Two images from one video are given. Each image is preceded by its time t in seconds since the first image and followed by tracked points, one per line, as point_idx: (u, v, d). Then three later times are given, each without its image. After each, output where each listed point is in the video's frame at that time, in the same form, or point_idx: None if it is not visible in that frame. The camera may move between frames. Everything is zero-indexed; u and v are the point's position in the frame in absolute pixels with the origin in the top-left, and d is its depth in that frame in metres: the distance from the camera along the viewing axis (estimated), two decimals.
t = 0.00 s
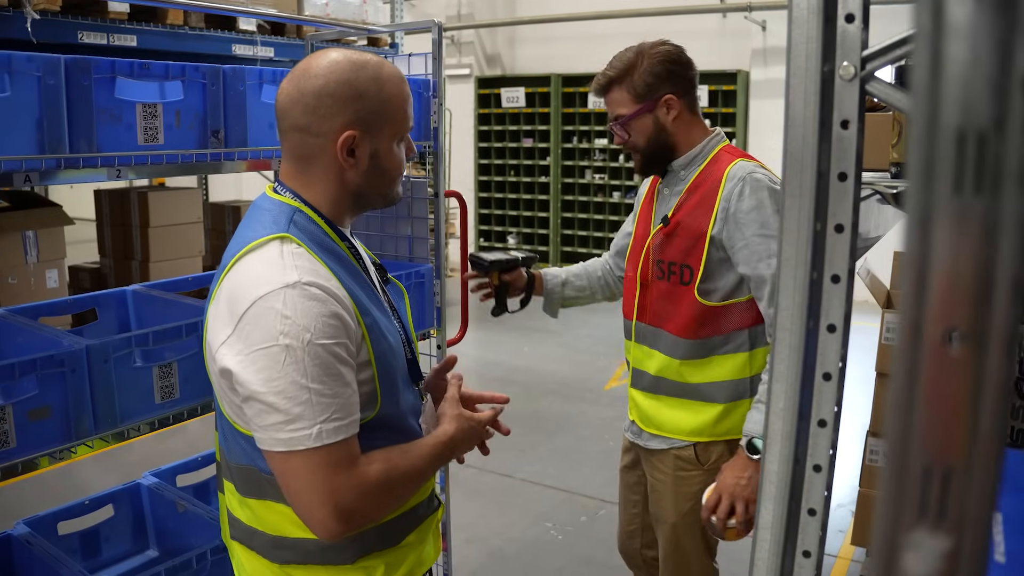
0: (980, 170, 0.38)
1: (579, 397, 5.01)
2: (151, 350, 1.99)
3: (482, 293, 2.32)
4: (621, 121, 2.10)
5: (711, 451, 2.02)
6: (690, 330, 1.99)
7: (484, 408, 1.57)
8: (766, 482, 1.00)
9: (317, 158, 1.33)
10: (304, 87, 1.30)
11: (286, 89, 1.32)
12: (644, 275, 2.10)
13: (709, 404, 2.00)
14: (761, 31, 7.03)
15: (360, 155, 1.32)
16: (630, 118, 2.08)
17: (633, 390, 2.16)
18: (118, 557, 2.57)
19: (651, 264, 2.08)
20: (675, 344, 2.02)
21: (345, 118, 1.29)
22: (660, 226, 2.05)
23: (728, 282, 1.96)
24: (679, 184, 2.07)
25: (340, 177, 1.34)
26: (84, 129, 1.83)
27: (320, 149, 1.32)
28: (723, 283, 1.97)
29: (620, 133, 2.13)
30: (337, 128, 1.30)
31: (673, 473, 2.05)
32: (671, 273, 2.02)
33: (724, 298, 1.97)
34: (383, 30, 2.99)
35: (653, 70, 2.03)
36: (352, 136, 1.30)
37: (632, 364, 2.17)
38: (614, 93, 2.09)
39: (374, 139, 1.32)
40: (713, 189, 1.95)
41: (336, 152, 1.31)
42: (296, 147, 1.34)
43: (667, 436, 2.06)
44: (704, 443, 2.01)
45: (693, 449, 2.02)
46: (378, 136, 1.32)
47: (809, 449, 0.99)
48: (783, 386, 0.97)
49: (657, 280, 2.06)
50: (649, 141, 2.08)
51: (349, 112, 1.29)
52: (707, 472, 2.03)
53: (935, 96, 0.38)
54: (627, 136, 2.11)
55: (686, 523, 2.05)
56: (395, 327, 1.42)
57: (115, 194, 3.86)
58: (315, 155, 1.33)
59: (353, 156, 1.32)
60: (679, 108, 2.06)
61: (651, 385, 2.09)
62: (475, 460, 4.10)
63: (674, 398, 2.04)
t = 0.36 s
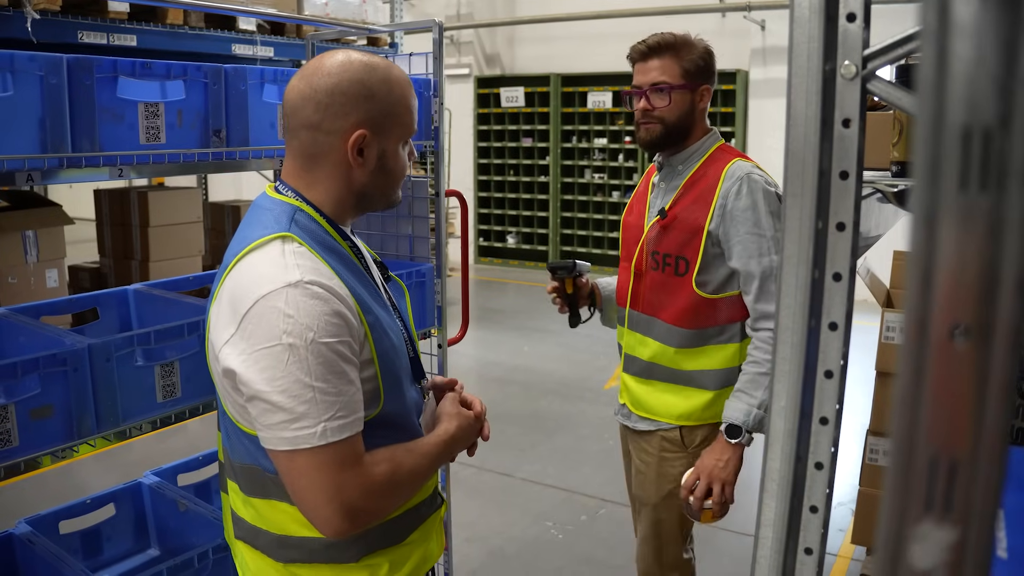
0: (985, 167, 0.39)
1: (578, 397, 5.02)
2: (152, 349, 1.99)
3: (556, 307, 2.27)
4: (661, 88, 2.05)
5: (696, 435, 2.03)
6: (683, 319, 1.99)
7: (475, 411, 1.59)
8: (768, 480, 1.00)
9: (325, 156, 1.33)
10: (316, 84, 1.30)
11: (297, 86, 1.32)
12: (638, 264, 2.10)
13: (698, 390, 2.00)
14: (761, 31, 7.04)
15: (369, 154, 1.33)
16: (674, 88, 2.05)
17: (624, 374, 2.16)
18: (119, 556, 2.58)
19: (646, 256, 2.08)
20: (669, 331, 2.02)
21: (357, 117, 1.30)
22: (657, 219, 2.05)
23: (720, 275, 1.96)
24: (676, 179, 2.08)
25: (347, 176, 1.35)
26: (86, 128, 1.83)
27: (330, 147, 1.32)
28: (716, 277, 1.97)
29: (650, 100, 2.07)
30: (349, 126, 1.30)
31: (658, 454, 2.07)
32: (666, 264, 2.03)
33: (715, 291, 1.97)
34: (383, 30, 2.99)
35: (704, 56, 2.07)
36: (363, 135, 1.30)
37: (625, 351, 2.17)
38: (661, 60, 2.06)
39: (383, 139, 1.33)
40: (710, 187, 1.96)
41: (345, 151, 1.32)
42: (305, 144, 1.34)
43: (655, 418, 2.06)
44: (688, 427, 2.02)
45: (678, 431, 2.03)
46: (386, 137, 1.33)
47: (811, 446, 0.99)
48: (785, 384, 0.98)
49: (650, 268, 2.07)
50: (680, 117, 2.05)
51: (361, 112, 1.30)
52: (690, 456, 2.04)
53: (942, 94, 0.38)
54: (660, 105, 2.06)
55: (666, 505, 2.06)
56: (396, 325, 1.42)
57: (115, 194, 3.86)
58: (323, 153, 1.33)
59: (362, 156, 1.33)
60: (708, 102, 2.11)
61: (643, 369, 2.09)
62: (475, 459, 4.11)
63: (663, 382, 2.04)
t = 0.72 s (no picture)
0: (988, 168, 0.39)
1: (578, 397, 5.02)
2: (154, 349, 1.99)
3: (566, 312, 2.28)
4: (663, 91, 2.07)
5: (697, 428, 2.02)
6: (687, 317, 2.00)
7: (478, 409, 1.59)
8: (770, 478, 1.01)
9: (325, 155, 1.33)
10: (314, 84, 1.31)
11: (295, 86, 1.33)
12: (641, 266, 2.10)
13: (703, 384, 2.01)
14: (760, 31, 7.04)
15: (368, 153, 1.33)
16: (676, 92, 2.07)
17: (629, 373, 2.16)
18: (120, 555, 2.58)
19: (649, 257, 2.08)
20: (671, 332, 2.03)
21: (356, 116, 1.30)
22: (659, 222, 2.06)
23: (723, 276, 1.98)
24: (677, 181, 2.08)
25: (347, 174, 1.35)
26: (88, 129, 1.83)
27: (329, 146, 1.33)
28: (719, 277, 1.98)
29: (652, 104, 2.08)
30: (347, 125, 1.31)
31: (658, 445, 2.06)
32: (670, 266, 2.03)
33: (717, 291, 1.99)
34: (384, 30, 2.99)
35: (708, 63, 2.10)
36: (361, 134, 1.31)
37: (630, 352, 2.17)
38: (664, 64, 2.08)
39: (382, 138, 1.34)
40: (711, 190, 1.98)
41: (344, 150, 1.32)
42: (305, 144, 1.34)
43: (657, 412, 2.06)
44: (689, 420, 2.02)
45: (679, 423, 2.03)
46: (385, 135, 1.34)
47: (811, 445, 0.99)
48: (786, 383, 0.98)
49: (655, 271, 2.07)
50: (682, 120, 2.06)
51: (358, 110, 1.30)
52: (691, 449, 2.03)
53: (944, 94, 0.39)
54: (662, 108, 2.07)
55: (663, 497, 2.04)
56: (400, 322, 1.42)
57: (115, 194, 3.87)
58: (323, 152, 1.33)
59: (360, 154, 1.33)
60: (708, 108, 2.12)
61: (648, 368, 2.09)
62: (476, 459, 4.11)
63: (668, 377, 2.05)
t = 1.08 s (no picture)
0: (978, 161, 0.39)
1: (577, 396, 5.02)
2: (151, 348, 1.99)
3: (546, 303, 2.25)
4: (671, 84, 2.06)
5: (720, 435, 2.03)
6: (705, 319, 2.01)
7: (477, 409, 1.59)
8: (766, 476, 1.01)
9: (322, 152, 1.33)
10: (310, 81, 1.31)
11: (292, 84, 1.33)
12: (648, 269, 2.10)
13: (724, 389, 2.02)
14: (758, 30, 7.06)
15: (365, 149, 1.33)
16: (684, 85, 2.06)
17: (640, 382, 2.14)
18: (118, 555, 2.58)
19: (656, 259, 2.08)
20: (689, 333, 2.03)
21: (352, 112, 1.30)
22: (666, 221, 2.06)
23: (738, 271, 2.00)
24: (681, 178, 2.09)
25: (344, 172, 1.35)
26: (85, 128, 1.83)
27: (326, 143, 1.33)
28: (733, 273, 2.00)
29: (659, 95, 2.07)
30: (343, 122, 1.31)
31: (683, 459, 2.05)
32: (681, 266, 2.03)
33: (733, 287, 2.00)
34: (382, 30, 2.99)
35: (715, 57, 2.10)
36: (357, 130, 1.31)
37: (638, 359, 2.14)
38: (672, 55, 2.07)
39: (379, 134, 1.34)
40: (723, 183, 1.99)
41: (341, 147, 1.32)
42: (302, 142, 1.34)
43: (679, 423, 2.05)
44: (713, 428, 2.03)
45: (704, 433, 2.03)
46: (382, 132, 1.34)
47: (808, 443, 0.99)
48: (783, 380, 0.98)
49: (662, 273, 2.07)
50: (689, 113, 2.06)
51: (354, 107, 1.30)
52: (715, 457, 2.04)
53: (934, 88, 0.39)
54: (669, 101, 2.06)
55: (694, 511, 2.06)
56: (399, 320, 1.42)
57: (113, 194, 3.86)
58: (320, 149, 1.33)
59: (357, 151, 1.33)
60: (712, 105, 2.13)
61: (664, 375, 2.07)
62: (474, 459, 4.11)
63: (688, 386, 2.04)
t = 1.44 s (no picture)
0: (965, 160, 0.40)
1: (576, 396, 5.03)
2: (149, 348, 1.99)
3: (580, 327, 2.16)
4: (669, 85, 2.07)
5: (727, 455, 2.02)
6: (709, 331, 2.00)
7: (474, 408, 1.59)
8: (763, 476, 1.01)
9: (316, 151, 1.34)
10: (302, 80, 1.31)
11: (284, 84, 1.33)
12: (647, 279, 2.10)
13: (728, 405, 2.01)
14: (757, 30, 7.07)
15: (358, 147, 1.33)
16: (682, 87, 2.06)
17: (641, 401, 2.13)
18: (116, 555, 2.58)
19: (656, 269, 2.08)
20: (693, 347, 2.02)
21: (344, 110, 1.30)
22: (667, 229, 2.06)
23: (740, 283, 2.00)
24: (682, 184, 2.09)
25: (339, 170, 1.35)
26: (84, 128, 1.83)
27: (319, 142, 1.33)
28: (735, 283, 2.00)
29: (656, 98, 2.08)
30: (335, 120, 1.31)
31: (689, 480, 2.04)
32: (683, 276, 2.04)
33: (737, 298, 2.00)
34: (381, 30, 2.99)
35: (717, 57, 2.09)
36: (350, 128, 1.31)
37: (638, 375, 2.14)
38: (670, 55, 2.07)
39: (372, 131, 1.33)
40: (728, 189, 1.99)
41: (334, 145, 1.33)
42: (296, 140, 1.35)
43: (684, 443, 2.03)
44: (720, 448, 2.01)
45: (710, 454, 2.02)
46: (374, 129, 1.33)
47: (804, 443, 1.00)
48: (779, 380, 0.99)
49: (663, 284, 2.07)
50: (686, 116, 2.06)
51: (346, 105, 1.30)
52: (722, 477, 2.03)
53: (922, 89, 0.39)
54: (666, 103, 2.07)
55: (703, 531, 2.04)
56: (397, 321, 1.43)
57: (112, 194, 3.87)
58: (314, 148, 1.34)
59: (351, 148, 1.33)
60: (714, 107, 2.13)
61: (665, 392, 2.08)
62: (473, 459, 4.11)
63: (691, 402, 2.04)
